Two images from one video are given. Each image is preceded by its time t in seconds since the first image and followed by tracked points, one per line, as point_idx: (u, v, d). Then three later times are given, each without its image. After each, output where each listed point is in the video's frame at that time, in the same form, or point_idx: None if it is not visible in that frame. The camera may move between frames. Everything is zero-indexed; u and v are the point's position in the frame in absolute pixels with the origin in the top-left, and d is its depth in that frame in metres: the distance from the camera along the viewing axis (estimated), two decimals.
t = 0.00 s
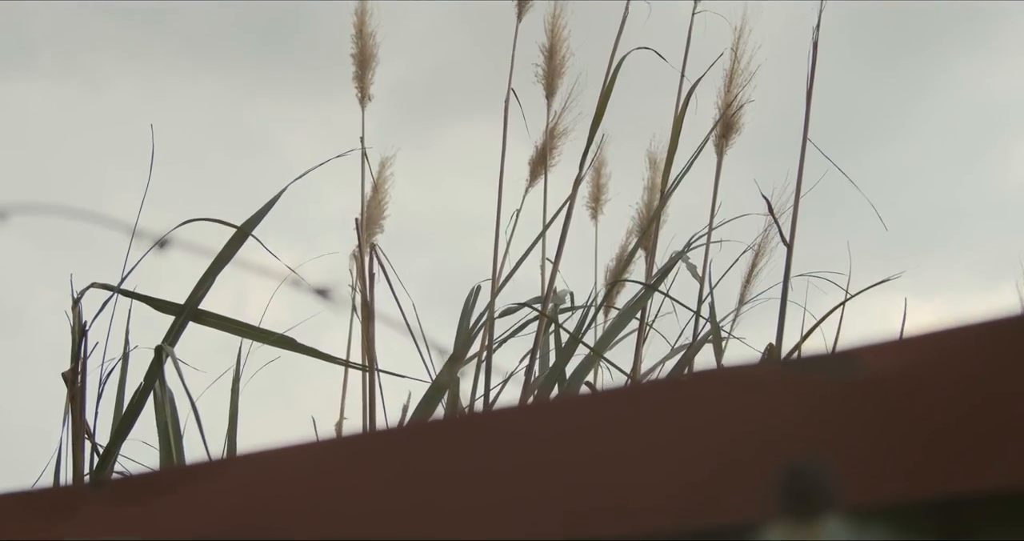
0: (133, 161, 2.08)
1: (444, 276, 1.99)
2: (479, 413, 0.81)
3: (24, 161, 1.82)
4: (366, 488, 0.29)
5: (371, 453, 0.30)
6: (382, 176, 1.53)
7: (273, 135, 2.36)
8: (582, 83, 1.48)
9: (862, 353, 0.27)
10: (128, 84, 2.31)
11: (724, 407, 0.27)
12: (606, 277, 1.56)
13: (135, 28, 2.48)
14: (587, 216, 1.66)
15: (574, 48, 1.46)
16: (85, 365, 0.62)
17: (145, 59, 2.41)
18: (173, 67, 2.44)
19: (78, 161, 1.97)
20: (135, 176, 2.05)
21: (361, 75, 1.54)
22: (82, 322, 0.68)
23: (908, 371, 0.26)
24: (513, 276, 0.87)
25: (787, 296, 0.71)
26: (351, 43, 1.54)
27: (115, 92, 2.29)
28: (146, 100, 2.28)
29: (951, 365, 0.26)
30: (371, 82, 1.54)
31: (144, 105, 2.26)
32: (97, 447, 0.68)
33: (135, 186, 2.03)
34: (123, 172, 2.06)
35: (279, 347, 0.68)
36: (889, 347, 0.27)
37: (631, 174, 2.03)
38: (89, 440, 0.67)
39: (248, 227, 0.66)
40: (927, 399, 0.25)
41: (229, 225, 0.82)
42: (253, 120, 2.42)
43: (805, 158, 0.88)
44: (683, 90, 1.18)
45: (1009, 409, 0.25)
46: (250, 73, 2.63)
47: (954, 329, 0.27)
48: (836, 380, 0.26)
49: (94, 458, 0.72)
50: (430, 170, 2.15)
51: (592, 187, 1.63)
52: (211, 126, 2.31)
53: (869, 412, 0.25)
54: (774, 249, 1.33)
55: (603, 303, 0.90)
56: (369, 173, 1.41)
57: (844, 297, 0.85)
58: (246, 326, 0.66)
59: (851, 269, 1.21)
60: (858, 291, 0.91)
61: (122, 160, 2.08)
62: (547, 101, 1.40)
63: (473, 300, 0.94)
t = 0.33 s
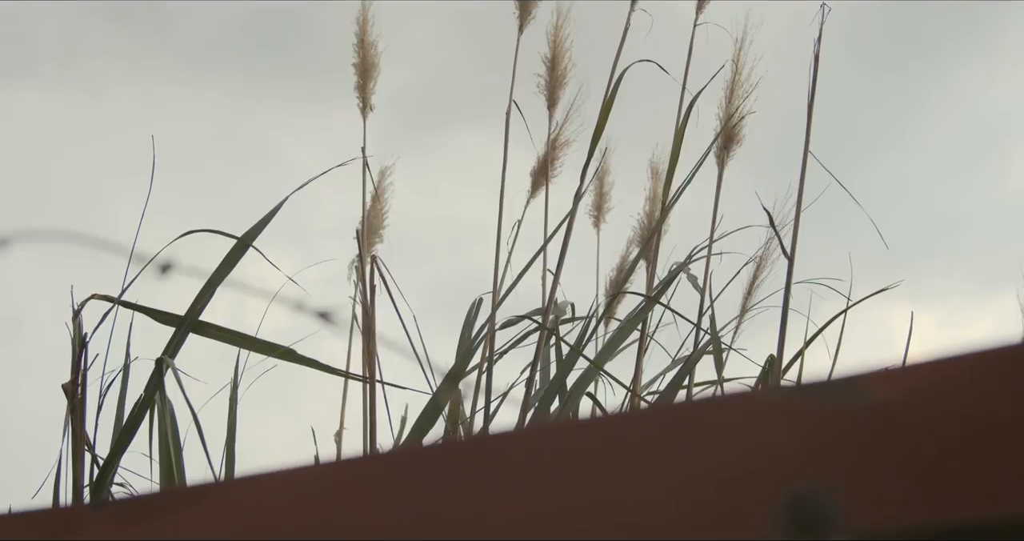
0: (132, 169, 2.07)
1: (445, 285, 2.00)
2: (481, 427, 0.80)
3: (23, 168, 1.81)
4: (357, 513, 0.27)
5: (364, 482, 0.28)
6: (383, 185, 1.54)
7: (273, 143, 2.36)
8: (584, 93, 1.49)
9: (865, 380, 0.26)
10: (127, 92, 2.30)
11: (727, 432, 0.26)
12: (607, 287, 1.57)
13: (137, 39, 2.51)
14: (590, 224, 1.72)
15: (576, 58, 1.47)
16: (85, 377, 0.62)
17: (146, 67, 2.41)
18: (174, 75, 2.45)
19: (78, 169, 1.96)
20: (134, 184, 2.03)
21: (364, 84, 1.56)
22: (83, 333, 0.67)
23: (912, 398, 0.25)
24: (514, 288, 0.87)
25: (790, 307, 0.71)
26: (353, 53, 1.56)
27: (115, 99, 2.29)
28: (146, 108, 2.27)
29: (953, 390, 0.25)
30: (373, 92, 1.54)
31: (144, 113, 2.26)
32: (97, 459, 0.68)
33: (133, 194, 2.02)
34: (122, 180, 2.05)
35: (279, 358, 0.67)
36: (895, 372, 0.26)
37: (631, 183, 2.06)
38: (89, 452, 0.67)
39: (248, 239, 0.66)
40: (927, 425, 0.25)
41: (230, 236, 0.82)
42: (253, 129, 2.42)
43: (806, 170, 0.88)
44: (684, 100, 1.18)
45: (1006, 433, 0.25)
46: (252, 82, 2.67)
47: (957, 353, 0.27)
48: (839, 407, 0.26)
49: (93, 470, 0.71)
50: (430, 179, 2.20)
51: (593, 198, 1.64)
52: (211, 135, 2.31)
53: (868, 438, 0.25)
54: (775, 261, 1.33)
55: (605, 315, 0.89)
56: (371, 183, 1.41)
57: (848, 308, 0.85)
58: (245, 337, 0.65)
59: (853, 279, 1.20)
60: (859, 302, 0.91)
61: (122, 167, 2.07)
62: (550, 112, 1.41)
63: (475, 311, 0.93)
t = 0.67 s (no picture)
0: (133, 176, 2.07)
1: (445, 294, 2.01)
2: (481, 441, 0.79)
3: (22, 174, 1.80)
4: (372, 531, 0.26)
5: (379, 501, 0.27)
6: (383, 194, 1.55)
7: (272, 151, 2.36)
8: (585, 105, 1.50)
9: (872, 409, 0.27)
10: (127, 96, 2.30)
11: (731, 457, 0.26)
12: (608, 300, 1.57)
13: (139, 45, 2.50)
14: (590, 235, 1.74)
15: (578, 70, 1.48)
16: (86, 389, 0.61)
17: (148, 74, 2.41)
18: (176, 82, 2.44)
19: (79, 176, 1.96)
20: (134, 191, 2.03)
21: (367, 94, 1.57)
22: (83, 344, 0.67)
23: (915, 426, 0.26)
24: (515, 302, 0.86)
25: (790, 321, 0.71)
26: (357, 63, 1.58)
27: (114, 104, 2.28)
28: (147, 114, 2.26)
29: (954, 419, 0.27)
30: (376, 102, 1.55)
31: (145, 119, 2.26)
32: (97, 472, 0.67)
33: (132, 201, 2.01)
34: (122, 187, 2.04)
35: (281, 370, 0.67)
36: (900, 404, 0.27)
37: (633, 195, 2.07)
38: (89, 465, 0.66)
39: (249, 251, 0.66)
40: (927, 454, 0.26)
41: (232, 247, 0.82)
42: (251, 138, 2.41)
43: (807, 183, 0.88)
44: (686, 113, 1.19)
45: (1001, 462, 0.26)
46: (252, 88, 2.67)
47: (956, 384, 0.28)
48: (848, 436, 0.26)
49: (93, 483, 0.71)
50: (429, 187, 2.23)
51: (594, 210, 1.66)
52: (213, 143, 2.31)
53: (875, 467, 0.26)
54: (777, 274, 1.32)
55: (607, 328, 0.89)
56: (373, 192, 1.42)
57: (848, 322, 0.85)
58: (246, 349, 0.65)
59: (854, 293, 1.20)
60: (860, 316, 0.90)
61: (122, 175, 2.07)
62: (551, 125, 1.42)
63: (478, 324, 0.93)
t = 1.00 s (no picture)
0: (135, 184, 2.08)
1: (446, 303, 2.04)
2: (483, 456, 0.79)
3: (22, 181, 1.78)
4: None
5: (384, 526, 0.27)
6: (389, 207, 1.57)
7: (273, 161, 2.35)
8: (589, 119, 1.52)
9: (873, 438, 0.27)
10: (131, 109, 2.22)
11: (737, 487, 0.27)
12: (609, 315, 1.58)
13: (141, 53, 2.40)
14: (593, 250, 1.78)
15: (581, 85, 1.50)
16: (88, 401, 0.61)
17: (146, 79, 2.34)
18: (179, 92, 2.37)
19: (81, 184, 1.97)
20: (135, 200, 2.04)
21: (374, 107, 1.59)
22: (86, 357, 0.67)
23: (918, 457, 0.27)
24: (518, 316, 0.86)
25: (794, 337, 0.70)
26: (365, 76, 1.60)
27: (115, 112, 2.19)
28: (149, 123, 2.24)
29: (961, 449, 0.27)
30: (382, 115, 1.58)
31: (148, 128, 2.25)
32: (98, 485, 0.67)
33: (132, 209, 2.03)
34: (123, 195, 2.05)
35: (283, 384, 0.67)
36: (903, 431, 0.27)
37: (634, 208, 2.11)
38: (90, 478, 0.66)
39: (253, 263, 0.66)
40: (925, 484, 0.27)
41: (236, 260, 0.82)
42: (247, 148, 2.35)
43: (811, 199, 0.88)
44: (690, 129, 1.20)
45: (999, 488, 0.27)
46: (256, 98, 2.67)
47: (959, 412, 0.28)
48: (849, 467, 0.27)
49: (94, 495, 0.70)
50: (432, 197, 2.28)
51: (598, 223, 1.69)
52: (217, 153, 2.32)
53: (875, 499, 0.27)
54: (779, 290, 1.32)
55: (610, 341, 0.88)
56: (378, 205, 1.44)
57: (851, 339, 0.84)
58: (249, 362, 0.64)
59: (857, 308, 1.19)
60: (862, 332, 0.90)
61: (123, 183, 2.07)
62: (556, 139, 1.44)
63: (481, 337, 0.93)
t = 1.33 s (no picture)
0: (135, 191, 2.09)
1: (445, 310, 2.07)
2: (484, 467, 0.78)
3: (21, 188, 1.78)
4: None
5: None
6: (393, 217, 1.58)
7: (273, 169, 2.35)
8: (590, 129, 1.52)
9: (887, 461, 0.28)
10: (131, 117, 2.21)
11: (739, 509, 0.27)
12: (611, 327, 1.59)
13: (142, 60, 2.35)
14: (594, 260, 1.78)
15: (582, 94, 1.51)
16: (90, 413, 0.61)
17: (145, 84, 2.31)
18: (179, 100, 2.33)
19: (82, 192, 1.97)
20: (135, 208, 2.05)
21: (373, 118, 1.60)
22: (87, 369, 0.66)
23: (910, 482, 0.28)
24: (519, 327, 0.86)
25: (796, 349, 0.70)
26: (364, 86, 1.60)
27: (114, 121, 2.18)
28: (150, 131, 2.23)
29: (947, 473, 0.28)
30: (382, 126, 1.59)
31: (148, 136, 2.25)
32: (99, 497, 0.66)
33: (133, 216, 2.04)
34: (124, 204, 2.04)
35: (285, 395, 0.66)
36: (912, 454, 0.28)
37: (635, 217, 2.12)
38: (91, 489, 0.65)
39: (253, 274, 0.66)
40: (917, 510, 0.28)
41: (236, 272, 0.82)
42: (248, 153, 2.34)
43: (813, 211, 0.88)
44: (691, 140, 1.20)
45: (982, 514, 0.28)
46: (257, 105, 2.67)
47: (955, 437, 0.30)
48: (851, 492, 0.27)
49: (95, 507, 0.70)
50: (432, 206, 2.31)
51: (600, 234, 1.71)
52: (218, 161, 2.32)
53: (873, 526, 0.27)
54: (781, 301, 1.32)
55: (612, 352, 0.88)
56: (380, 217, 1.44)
57: (853, 351, 0.84)
58: (251, 374, 0.64)
59: (859, 319, 1.19)
60: (865, 345, 0.90)
61: (124, 191, 2.06)
62: (556, 149, 1.44)
63: (480, 347, 0.92)
